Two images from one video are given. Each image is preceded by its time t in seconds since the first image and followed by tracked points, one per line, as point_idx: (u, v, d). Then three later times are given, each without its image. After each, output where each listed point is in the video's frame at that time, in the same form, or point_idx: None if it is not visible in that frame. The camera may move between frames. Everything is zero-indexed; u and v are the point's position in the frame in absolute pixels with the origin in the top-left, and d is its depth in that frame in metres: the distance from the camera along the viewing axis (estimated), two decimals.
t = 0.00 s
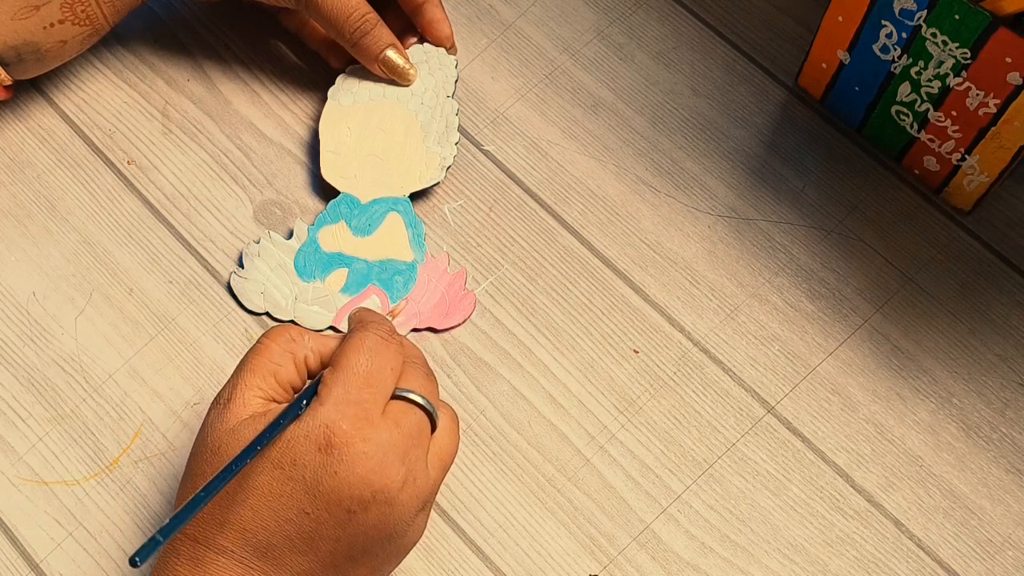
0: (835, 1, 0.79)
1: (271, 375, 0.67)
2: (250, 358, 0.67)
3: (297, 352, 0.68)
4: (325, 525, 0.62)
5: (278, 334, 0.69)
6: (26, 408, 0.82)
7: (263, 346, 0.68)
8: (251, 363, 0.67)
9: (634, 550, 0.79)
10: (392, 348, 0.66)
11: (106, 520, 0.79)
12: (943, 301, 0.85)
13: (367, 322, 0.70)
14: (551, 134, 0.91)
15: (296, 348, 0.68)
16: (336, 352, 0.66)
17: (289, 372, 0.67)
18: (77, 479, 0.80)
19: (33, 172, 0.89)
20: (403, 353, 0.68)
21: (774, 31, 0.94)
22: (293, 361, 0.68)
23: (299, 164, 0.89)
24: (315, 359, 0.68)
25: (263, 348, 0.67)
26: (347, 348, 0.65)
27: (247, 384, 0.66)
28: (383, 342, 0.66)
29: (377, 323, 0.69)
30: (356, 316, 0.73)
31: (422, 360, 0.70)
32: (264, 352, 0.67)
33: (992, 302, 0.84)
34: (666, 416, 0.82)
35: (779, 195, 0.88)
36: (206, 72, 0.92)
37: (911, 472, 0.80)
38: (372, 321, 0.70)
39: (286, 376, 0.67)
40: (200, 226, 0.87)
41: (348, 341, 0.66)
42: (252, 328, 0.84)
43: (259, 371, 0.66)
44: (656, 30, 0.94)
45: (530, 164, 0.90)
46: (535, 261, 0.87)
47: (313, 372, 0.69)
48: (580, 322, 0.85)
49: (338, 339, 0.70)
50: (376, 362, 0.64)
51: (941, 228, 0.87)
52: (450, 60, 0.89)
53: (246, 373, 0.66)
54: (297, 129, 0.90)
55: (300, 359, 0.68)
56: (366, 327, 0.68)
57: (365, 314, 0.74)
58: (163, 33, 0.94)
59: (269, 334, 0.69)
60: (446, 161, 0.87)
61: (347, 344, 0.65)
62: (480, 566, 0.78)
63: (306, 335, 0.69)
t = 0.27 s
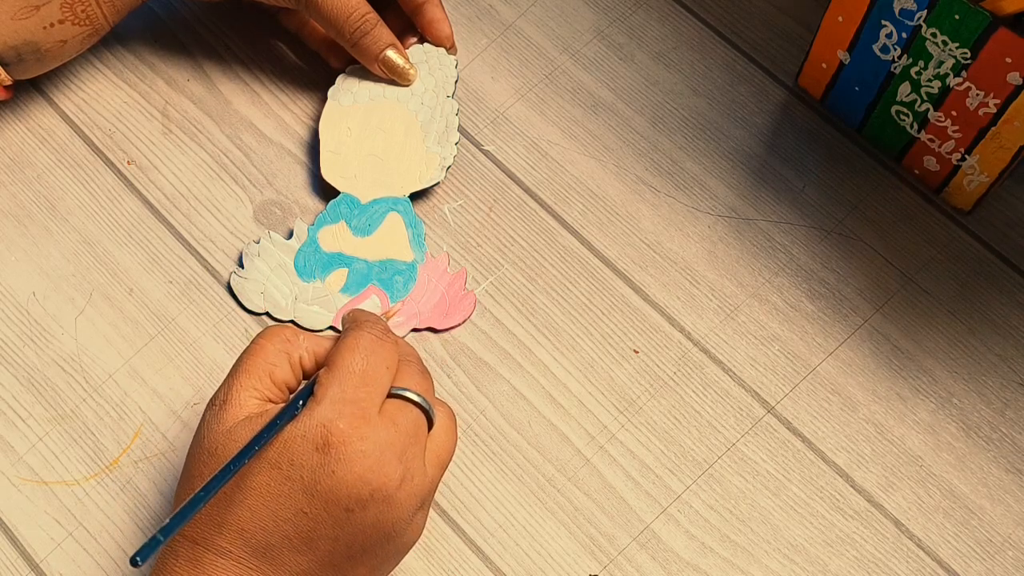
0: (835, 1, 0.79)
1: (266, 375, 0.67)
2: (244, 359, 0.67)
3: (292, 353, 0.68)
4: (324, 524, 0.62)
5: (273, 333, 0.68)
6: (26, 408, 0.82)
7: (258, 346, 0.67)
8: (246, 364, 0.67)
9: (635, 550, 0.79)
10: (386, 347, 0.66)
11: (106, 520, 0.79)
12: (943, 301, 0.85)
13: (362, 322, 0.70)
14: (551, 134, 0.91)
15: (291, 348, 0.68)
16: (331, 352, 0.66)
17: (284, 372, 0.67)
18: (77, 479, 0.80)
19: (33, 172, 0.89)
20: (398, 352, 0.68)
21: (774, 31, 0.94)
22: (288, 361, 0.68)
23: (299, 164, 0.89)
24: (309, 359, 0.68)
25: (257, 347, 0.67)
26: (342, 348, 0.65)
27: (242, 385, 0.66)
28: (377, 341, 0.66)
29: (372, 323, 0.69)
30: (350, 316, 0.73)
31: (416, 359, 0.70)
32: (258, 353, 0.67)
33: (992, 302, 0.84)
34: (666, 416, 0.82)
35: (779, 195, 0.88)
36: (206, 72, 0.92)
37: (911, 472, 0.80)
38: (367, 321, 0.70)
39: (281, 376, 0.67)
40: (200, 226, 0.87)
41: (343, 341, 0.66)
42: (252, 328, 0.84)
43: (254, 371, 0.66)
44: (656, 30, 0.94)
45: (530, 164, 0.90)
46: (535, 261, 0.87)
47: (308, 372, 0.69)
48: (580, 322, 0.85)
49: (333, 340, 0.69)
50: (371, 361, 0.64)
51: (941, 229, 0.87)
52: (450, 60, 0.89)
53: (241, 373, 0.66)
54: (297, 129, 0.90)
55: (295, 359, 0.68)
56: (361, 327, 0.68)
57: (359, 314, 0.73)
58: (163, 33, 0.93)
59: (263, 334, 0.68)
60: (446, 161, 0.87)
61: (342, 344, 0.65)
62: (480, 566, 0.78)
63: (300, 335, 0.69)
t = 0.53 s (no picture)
0: (835, 1, 0.79)
1: (262, 376, 0.66)
2: (240, 359, 0.67)
3: (288, 353, 0.68)
4: (322, 524, 0.62)
5: (268, 334, 0.68)
6: (26, 408, 0.82)
7: (253, 346, 0.67)
8: (242, 365, 0.67)
9: (635, 550, 0.79)
10: (383, 347, 0.66)
11: (106, 520, 0.79)
12: (943, 301, 0.85)
13: (358, 322, 0.70)
14: (551, 134, 0.91)
15: (287, 349, 0.68)
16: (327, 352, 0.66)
17: (279, 372, 0.67)
18: (77, 479, 0.80)
19: (33, 172, 0.89)
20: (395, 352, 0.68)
21: (774, 31, 0.94)
22: (284, 362, 0.67)
23: (299, 164, 0.89)
24: (305, 360, 0.68)
25: (252, 348, 0.67)
26: (339, 349, 0.65)
27: (238, 386, 0.66)
28: (374, 341, 0.66)
29: (368, 323, 0.69)
30: (347, 316, 0.73)
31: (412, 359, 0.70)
32: (253, 353, 0.67)
33: (992, 302, 0.84)
34: (666, 416, 0.82)
35: (779, 195, 0.88)
36: (206, 72, 0.92)
37: (911, 472, 0.80)
38: (364, 321, 0.70)
39: (276, 376, 0.67)
40: (200, 226, 0.87)
41: (339, 341, 0.66)
42: (252, 328, 0.84)
43: (249, 372, 0.66)
44: (656, 30, 0.94)
45: (530, 164, 0.90)
46: (535, 261, 0.87)
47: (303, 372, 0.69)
48: (580, 322, 0.85)
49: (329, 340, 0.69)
50: (368, 361, 0.64)
51: (941, 229, 0.87)
52: (450, 60, 0.89)
53: (237, 374, 0.66)
54: (297, 129, 0.90)
55: (291, 360, 0.68)
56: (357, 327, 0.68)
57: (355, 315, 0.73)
58: (163, 33, 0.93)
59: (259, 334, 0.68)
60: (446, 161, 0.87)
61: (339, 344, 0.65)
62: (480, 566, 0.78)
63: (296, 335, 0.69)
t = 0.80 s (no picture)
0: (835, 2, 0.79)
1: (259, 380, 0.67)
2: (237, 363, 0.67)
3: (285, 357, 0.68)
4: (321, 536, 0.61)
5: (265, 336, 0.68)
6: (26, 408, 0.82)
7: (250, 349, 0.67)
8: (237, 368, 0.67)
9: (635, 550, 0.79)
10: (383, 355, 0.66)
11: (106, 520, 0.79)
12: (943, 301, 0.85)
13: (357, 329, 0.70)
14: (551, 134, 0.91)
15: (284, 352, 0.68)
16: (327, 360, 0.66)
17: (276, 375, 0.67)
18: (77, 479, 0.80)
19: (33, 172, 0.89)
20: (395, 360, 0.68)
21: (774, 31, 0.94)
22: (281, 366, 0.68)
23: (299, 164, 0.89)
24: (302, 362, 0.68)
25: (249, 350, 0.67)
26: (339, 357, 0.65)
27: (234, 391, 0.66)
28: (373, 349, 0.66)
29: (368, 331, 0.70)
30: (344, 320, 0.73)
31: (412, 364, 0.71)
32: (251, 357, 0.67)
33: (992, 302, 0.84)
34: (666, 416, 0.82)
35: (779, 195, 0.88)
36: (206, 72, 0.92)
37: (911, 472, 0.80)
38: (363, 328, 0.70)
39: (273, 380, 0.67)
40: (200, 226, 0.87)
41: (339, 349, 0.66)
42: (252, 328, 0.84)
43: (246, 376, 0.66)
44: (656, 30, 0.94)
45: (530, 164, 0.90)
46: (535, 261, 0.87)
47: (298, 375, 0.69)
48: (580, 322, 0.85)
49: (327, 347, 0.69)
50: (368, 371, 0.64)
51: (941, 229, 0.87)
52: (450, 60, 0.89)
53: (233, 379, 0.66)
54: (297, 129, 0.90)
55: (287, 363, 0.68)
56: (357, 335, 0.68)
57: (352, 319, 0.73)
58: (163, 33, 0.93)
59: (255, 338, 0.68)
60: (446, 161, 0.87)
61: (339, 353, 0.65)
62: (480, 566, 0.78)
63: (294, 339, 0.69)
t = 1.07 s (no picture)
0: (835, 1, 0.79)
1: (257, 377, 0.67)
2: (237, 361, 0.67)
3: (286, 355, 0.68)
4: (317, 528, 0.61)
5: (267, 336, 0.68)
6: (26, 408, 0.82)
7: (251, 348, 0.68)
8: (238, 364, 0.67)
9: (635, 550, 0.79)
10: (384, 353, 0.66)
11: (106, 520, 0.79)
12: (944, 301, 0.85)
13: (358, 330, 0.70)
14: (551, 134, 0.91)
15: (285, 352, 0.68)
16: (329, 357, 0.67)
17: (275, 376, 0.67)
18: (77, 479, 0.80)
19: (33, 172, 0.89)
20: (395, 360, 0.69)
21: (774, 31, 0.94)
22: (280, 366, 0.68)
23: (299, 164, 0.89)
24: (301, 365, 0.68)
25: (250, 349, 0.68)
26: (340, 353, 0.65)
27: (234, 387, 0.66)
28: (375, 347, 0.66)
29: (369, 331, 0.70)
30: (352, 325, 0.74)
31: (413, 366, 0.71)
32: (252, 356, 0.67)
33: (992, 302, 0.84)
34: (666, 416, 0.82)
35: (779, 195, 0.88)
36: (206, 72, 0.92)
37: (911, 472, 0.80)
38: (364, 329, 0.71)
39: (271, 379, 0.67)
40: (200, 226, 0.87)
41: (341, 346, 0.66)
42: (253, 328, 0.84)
43: (244, 373, 0.67)
44: (656, 30, 0.94)
45: (530, 164, 0.90)
46: (535, 261, 0.87)
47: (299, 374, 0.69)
48: (580, 322, 0.85)
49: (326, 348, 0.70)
50: (369, 367, 0.64)
51: (941, 229, 0.87)
52: (450, 60, 0.89)
53: (232, 374, 0.66)
54: (297, 129, 0.90)
55: (288, 362, 0.68)
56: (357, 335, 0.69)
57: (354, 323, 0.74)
58: (163, 33, 0.93)
59: (257, 337, 0.69)
60: (445, 161, 0.87)
61: (340, 349, 0.66)
62: (480, 566, 0.78)
63: (295, 338, 0.69)
